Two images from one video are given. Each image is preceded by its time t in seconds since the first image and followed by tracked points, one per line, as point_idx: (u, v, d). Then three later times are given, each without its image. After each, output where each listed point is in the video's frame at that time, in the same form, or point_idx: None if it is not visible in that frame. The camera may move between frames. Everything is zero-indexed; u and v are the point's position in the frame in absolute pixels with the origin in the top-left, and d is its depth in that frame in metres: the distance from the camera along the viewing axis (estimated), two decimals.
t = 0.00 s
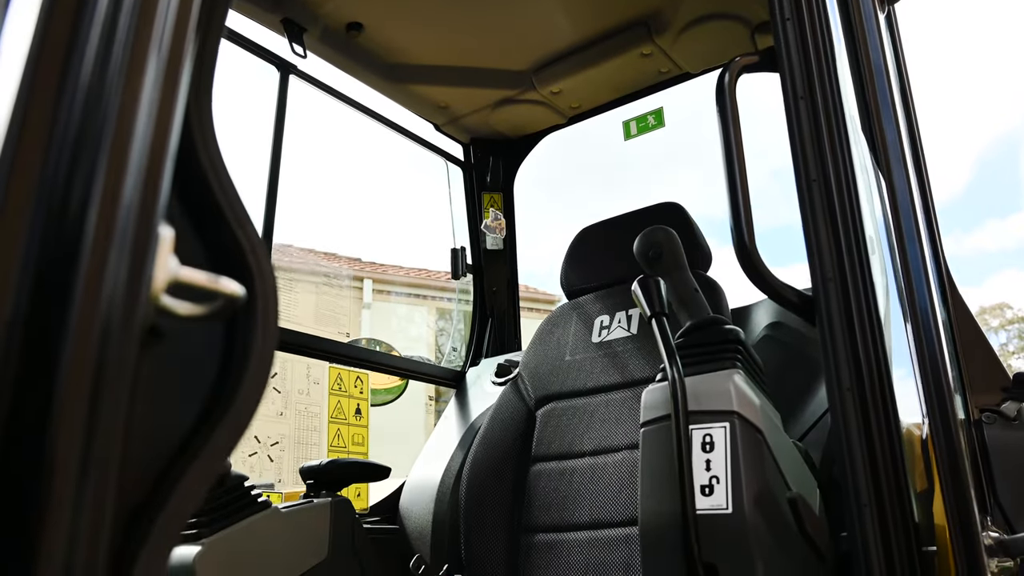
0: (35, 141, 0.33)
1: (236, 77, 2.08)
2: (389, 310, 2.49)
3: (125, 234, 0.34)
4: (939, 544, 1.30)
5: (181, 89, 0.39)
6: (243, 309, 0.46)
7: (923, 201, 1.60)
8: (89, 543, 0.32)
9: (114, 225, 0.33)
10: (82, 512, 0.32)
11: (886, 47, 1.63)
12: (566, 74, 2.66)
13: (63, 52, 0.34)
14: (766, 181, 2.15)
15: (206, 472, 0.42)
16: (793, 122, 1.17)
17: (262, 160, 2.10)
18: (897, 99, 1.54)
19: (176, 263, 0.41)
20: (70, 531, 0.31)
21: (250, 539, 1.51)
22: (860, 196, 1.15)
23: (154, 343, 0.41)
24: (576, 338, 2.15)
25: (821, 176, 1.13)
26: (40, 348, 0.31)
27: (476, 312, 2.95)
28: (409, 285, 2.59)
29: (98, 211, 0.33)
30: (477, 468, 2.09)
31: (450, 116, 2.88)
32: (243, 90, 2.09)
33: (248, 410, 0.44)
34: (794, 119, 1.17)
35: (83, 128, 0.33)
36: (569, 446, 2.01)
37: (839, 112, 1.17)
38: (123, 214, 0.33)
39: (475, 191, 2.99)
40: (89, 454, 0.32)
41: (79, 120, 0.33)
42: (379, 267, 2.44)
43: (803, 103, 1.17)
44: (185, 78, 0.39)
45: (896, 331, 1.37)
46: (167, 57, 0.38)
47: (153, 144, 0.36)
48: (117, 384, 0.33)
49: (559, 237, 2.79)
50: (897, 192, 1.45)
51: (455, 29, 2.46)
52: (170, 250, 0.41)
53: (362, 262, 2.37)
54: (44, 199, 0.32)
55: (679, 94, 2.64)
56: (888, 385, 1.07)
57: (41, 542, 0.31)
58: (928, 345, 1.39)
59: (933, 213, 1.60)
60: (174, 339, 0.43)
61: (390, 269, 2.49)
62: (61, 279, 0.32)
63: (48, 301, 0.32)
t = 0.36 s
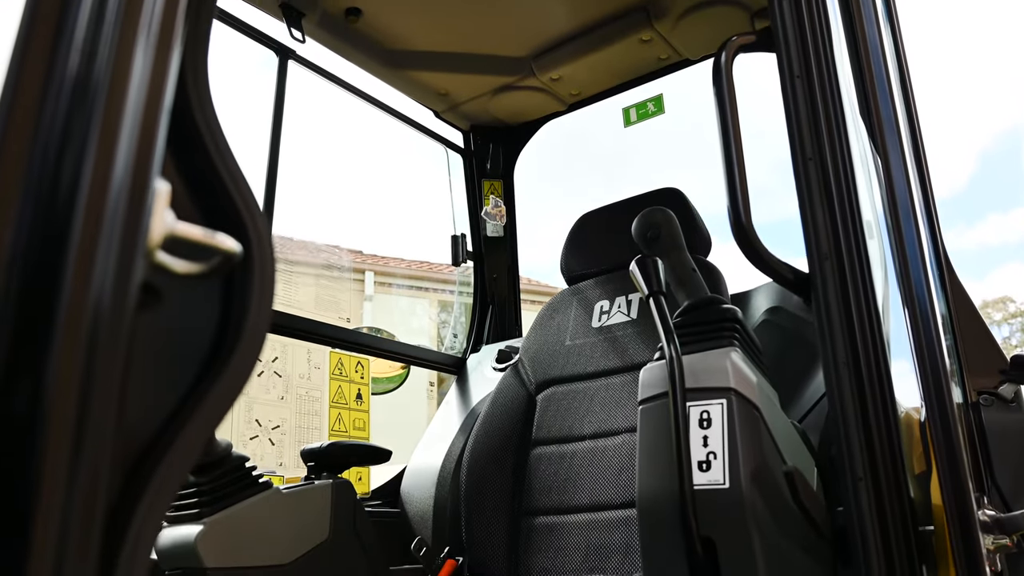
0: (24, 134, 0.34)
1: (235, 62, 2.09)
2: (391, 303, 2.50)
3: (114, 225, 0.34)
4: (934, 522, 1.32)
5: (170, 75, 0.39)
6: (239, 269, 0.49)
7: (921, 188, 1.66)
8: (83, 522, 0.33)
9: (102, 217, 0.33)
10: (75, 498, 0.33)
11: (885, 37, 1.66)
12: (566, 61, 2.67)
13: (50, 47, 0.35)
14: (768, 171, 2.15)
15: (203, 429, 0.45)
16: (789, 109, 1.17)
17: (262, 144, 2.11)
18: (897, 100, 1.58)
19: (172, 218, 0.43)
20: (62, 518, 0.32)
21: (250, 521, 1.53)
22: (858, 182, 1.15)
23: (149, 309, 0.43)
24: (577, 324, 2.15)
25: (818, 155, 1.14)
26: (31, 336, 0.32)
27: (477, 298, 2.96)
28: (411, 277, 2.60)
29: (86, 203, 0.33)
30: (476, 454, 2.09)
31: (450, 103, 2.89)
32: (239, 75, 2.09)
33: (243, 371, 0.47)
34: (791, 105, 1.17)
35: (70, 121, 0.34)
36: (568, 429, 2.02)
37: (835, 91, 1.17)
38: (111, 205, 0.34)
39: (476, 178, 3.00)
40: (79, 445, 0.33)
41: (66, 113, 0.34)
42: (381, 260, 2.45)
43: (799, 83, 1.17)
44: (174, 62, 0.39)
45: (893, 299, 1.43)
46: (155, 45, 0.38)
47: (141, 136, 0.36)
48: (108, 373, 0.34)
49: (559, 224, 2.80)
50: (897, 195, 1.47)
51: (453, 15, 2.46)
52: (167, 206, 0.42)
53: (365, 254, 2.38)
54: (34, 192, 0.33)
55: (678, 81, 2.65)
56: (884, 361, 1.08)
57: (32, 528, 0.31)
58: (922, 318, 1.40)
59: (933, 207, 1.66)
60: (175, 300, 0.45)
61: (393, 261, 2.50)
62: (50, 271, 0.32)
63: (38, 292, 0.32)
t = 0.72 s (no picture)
0: (24, 119, 0.32)
1: (236, 46, 2.09)
2: (392, 296, 2.50)
3: (113, 217, 0.33)
4: (931, 504, 1.35)
5: (168, 67, 0.38)
6: (243, 225, 0.49)
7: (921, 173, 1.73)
8: (79, 529, 0.31)
9: (102, 208, 0.32)
10: (75, 501, 0.31)
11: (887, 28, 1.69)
12: (566, 48, 2.67)
13: (49, 32, 0.34)
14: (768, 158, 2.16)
15: (207, 383, 0.44)
16: (790, 100, 1.16)
17: (263, 129, 2.11)
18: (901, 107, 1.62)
19: (177, 172, 0.44)
20: (61, 529, 0.30)
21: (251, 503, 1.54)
22: (857, 172, 1.16)
23: (154, 269, 0.43)
24: (577, 308, 2.16)
25: (815, 132, 1.14)
26: (28, 332, 0.31)
27: (476, 286, 2.96)
28: (411, 270, 2.60)
29: (85, 191, 0.32)
30: (477, 437, 2.07)
31: (450, 90, 2.89)
32: (240, 60, 2.09)
33: (247, 327, 0.47)
34: (792, 92, 1.17)
35: (70, 108, 0.33)
36: (569, 413, 2.03)
37: (833, 70, 1.18)
38: (110, 196, 0.33)
39: (476, 166, 3.02)
40: (80, 446, 0.31)
41: (65, 100, 0.33)
42: (382, 253, 2.45)
43: (797, 61, 1.18)
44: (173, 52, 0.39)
45: (891, 286, 1.48)
46: (154, 33, 0.37)
47: (142, 126, 0.35)
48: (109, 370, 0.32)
49: (559, 210, 2.81)
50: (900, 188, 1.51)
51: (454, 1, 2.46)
52: (172, 160, 0.44)
53: (365, 247, 2.38)
54: (34, 182, 0.32)
55: (679, 67, 2.66)
56: (880, 337, 1.08)
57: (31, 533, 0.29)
58: (923, 311, 1.43)
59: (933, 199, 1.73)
60: (177, 259, 0.45)
61: (393, 254, 2.50)
62: (48, 263, 0.31)
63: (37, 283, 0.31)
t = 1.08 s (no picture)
0: (19, 105, 0.30)
1: (237, 33, 2.10)
2: (392, 287, 2.51)
3: (114, 208, 0.31)
4: (930, 488, 1.36)
5: (168, 49, 0.36)
6: (243, 193, 0.50)
7: (922, 160, 1.73)
8: (79, 543, 0.30)
9: (102, 200, 0.31)
10: (74, 512, 0.29)
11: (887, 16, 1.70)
12: (566, 35, 2.67)
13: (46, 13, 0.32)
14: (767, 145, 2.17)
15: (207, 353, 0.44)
16: (789, 90, 1.16)
17: (263, 115, 2.12)
18: (903, 107, 1.63)
19: (180, 139, 0.43)
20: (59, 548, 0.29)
21: (253, 486, 1.56)
22: (855, 162, 1.17)
23: (157, 239, 0.45)
24: (577, 295, 2.16)
25: (813, 113, 1.15)
26: (25, 333, 0.29)
27: (477, 274, 2.97)
28: (412, 262, 2.62)
29: (85, 183, 0.30)
30: (476, 424, 2.07)
31: (449, 78, 2.89)
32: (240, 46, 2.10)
33: (250, 295, 0.47)
34: (792, 82, 1.17)
35: (68, 94, 0.31)
36: (569, 398, 2.04)
37: (831, 52, 1.18)
38: (110, 187, 0.31)
39: (476, 154, 3.02)
40: (80, 456, 0.30)
41: (63, 86, 0.31)
42: (382, 246, 2.46)
43: (795, 42, 1.18)
44: (174, 30, 0.37)
45: (891, 274, 1.49)
46: (152, 15, 0.35)
47: (143, 111, 0.33)
48: (110, 373, 0.31)
49: (559, 196, 2.82)
50: (899, 187, 1.50)
51: None
52: (174, 127, 0.43)
53: (365, 240, 2.39)
54: (32, 172, 0.30)
55: (679, 55, 2.66)
56: (877, 317, 1.09)
57: (29, 548, 0.28)
58: (922, 302, 1.45)
59: (934, 185, 1.74)
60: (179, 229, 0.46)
61: (395, 246, 2.52)
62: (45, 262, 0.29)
63: (36, 279, 0.29)
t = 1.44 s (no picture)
0: (25, 117, 0.34)
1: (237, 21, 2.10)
2: (393, 279, 2.51)
3: (114, 208, 0.35)
4: (928, 471, 1.37)
5: (167, 55, 0.39)
6: (247, 164, 0.50)
7: (921, 144, 1.74)
8: (86, 505, 0.33)
9: (103, 201, 0.34)
10: (82, 478, 0.33)
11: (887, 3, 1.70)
12: (565, 23, 2.67)
13: (49, 30, 0.35)
14: (767, 132, 2.17)
15: (210, 327, 0.45)
16: (789, 78, 1.16)
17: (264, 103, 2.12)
18: (902, 98, 1.64)
19: (185, 110, 0.44)
20: (67, 522, 0.32)
21: (255, 470, 1.57)
22: (855, 151, 1.17)
23: (164, 212, 0.46)
24: (577, 281, 2.17)
25: (812, 95, 1.15)
26: (33, 323, 0.33)
27: (477, 263, 2.98)
28: (412, 254, 2.63)
29: (87, 187, 0.34)
30: (477, 412, 2.08)
31: (449, 67, 2.89)
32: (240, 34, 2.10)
33: (250, 271, 0.48)
34: (791, 71, 1.17)
35: (70, 107, 0.35)
36: (569, 383, 2.05)
37: (830, 36, 1.19)
38: (111, 189, 0.35)
39: (475, 143, 3.02)
40: (85, 430, 0.33)
41: (67, 99, 0.35)
42: (383, 237, 2.47)
43: (795, 25, 1.18)
44: (172, 37, 0.40)
45: (892, 262, 1.48)
46: (151, 26, 0.38)
47: (141, 119, 0.37)
48: (112, 358, 0.34)
49: (559, 185, 2.82)
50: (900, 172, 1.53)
51: None
52: (179, 97, 0.44)
53: (366, 232, 2.40)
54: (38, 178, 0.33)
55: (679, 42, 2.66)
56: (875, 298, 1.09)
57: (40, 510, 0.32)
58: (923, 300, 1.45)
59: (933, 170, 1.75)
60: (183, 202, 0.47)
61: (396, 238, 2.53)
62: (52, 259, 0.33)
63: (42, 273, 0.33)
